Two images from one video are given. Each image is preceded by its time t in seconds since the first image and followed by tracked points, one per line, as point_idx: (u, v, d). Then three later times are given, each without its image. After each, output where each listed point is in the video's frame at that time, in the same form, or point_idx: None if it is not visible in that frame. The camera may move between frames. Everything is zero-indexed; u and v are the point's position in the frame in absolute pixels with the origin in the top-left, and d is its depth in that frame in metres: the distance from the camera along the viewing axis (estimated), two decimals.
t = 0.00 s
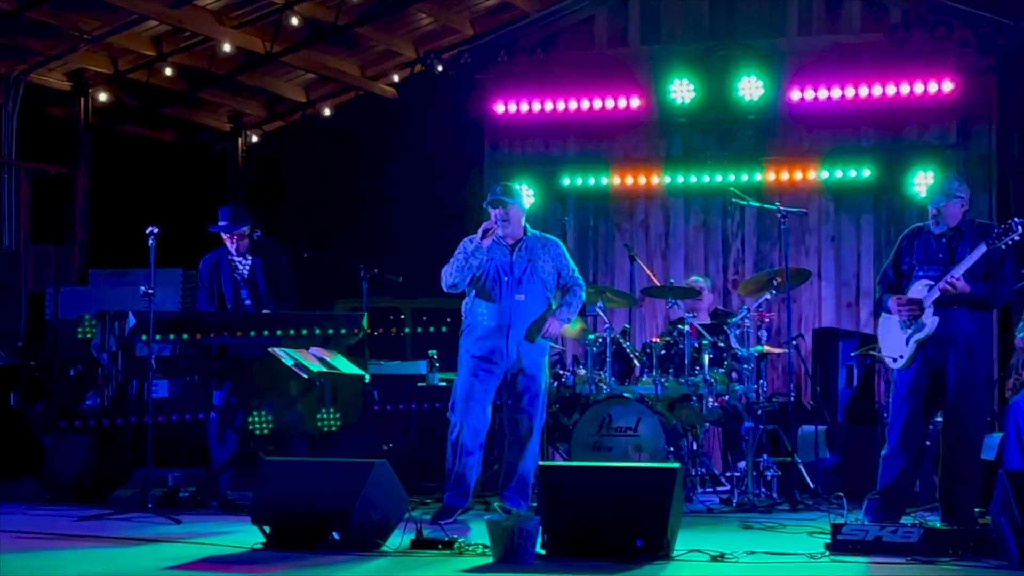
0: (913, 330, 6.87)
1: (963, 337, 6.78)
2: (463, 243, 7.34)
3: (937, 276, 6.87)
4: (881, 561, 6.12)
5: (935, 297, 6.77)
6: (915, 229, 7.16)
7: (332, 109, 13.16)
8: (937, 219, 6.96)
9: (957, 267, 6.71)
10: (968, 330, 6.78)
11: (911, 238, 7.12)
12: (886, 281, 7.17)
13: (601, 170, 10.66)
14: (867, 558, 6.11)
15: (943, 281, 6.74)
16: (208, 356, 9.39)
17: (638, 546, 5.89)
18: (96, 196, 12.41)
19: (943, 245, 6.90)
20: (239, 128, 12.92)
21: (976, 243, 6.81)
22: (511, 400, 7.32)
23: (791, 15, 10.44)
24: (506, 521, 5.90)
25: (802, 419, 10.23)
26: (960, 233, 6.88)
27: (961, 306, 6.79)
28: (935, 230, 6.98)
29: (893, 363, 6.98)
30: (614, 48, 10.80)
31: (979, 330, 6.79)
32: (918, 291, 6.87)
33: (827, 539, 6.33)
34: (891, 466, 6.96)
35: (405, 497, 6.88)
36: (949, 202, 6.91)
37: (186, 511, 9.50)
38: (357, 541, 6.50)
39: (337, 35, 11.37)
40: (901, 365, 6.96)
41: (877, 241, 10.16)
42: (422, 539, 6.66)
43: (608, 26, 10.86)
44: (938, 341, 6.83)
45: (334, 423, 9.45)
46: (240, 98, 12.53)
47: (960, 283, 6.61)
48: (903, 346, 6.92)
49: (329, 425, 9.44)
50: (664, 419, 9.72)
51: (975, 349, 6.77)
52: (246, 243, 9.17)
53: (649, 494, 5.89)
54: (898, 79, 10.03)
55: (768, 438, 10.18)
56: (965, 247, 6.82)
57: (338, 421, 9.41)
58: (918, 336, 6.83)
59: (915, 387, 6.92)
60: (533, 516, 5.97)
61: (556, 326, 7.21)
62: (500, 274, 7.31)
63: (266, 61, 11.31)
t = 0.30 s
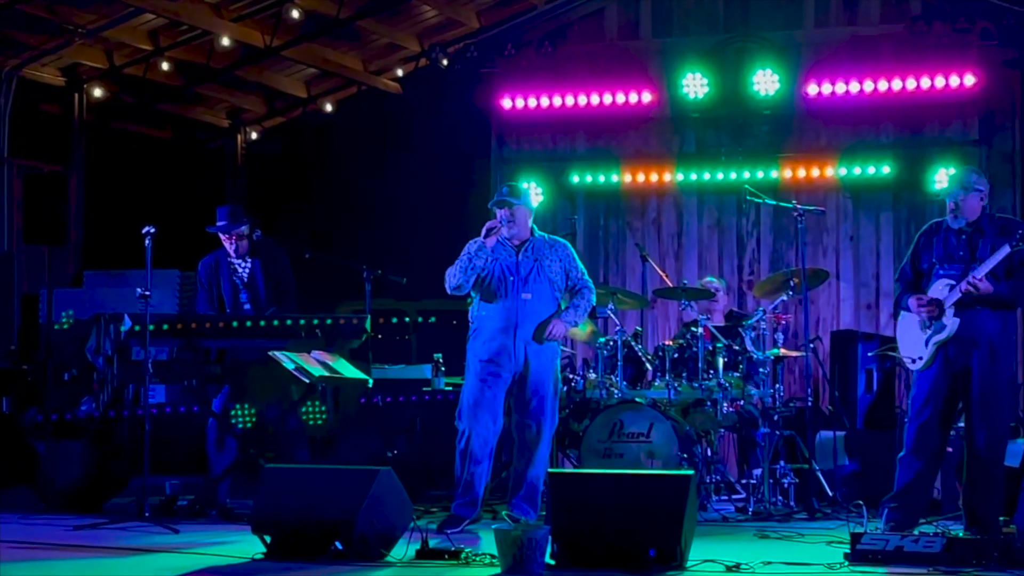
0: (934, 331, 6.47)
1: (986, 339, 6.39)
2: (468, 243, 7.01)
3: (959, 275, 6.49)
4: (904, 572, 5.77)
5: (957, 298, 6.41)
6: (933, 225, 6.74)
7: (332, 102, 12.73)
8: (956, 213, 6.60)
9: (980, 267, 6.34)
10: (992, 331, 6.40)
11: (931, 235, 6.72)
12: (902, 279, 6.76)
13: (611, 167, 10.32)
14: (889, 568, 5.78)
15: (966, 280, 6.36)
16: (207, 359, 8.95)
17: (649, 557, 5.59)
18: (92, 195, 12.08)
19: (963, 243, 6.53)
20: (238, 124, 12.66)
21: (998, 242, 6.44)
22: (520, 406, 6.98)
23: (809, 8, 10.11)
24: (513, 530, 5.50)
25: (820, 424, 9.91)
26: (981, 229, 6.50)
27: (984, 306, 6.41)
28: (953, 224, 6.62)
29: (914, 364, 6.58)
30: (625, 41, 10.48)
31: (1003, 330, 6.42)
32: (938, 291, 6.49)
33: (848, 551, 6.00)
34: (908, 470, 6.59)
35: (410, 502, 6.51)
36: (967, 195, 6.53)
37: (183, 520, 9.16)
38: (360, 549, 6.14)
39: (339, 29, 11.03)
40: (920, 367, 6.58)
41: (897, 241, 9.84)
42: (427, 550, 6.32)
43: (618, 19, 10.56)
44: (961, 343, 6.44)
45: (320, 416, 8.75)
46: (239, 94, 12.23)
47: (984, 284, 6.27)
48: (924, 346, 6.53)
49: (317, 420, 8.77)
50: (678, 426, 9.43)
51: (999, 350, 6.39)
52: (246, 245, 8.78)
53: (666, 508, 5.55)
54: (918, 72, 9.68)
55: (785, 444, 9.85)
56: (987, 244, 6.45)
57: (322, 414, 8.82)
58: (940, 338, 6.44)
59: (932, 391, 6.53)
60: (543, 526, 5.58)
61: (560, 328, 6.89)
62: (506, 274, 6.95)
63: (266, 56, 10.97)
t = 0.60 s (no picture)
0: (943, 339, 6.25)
1: (996, 343, 6.18)
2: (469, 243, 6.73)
3: (965, 279, 6.28)
4: None
5: (964, 302, 6.19)
6: (931, 228, 6.53)
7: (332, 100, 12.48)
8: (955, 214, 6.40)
9: (986, 270, 6.14)
10: (1001, 334, 6.19)
11: (932, 239, 6.50)
12: (904, 286, 6.53)
13: (620, 166, 10.08)
14: None
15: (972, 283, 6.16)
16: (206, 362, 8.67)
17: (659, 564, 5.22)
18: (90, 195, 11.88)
19: (966, 244, 6.32)
20: (239, 123, 12.58)
21: (1003, 244, 6.23)
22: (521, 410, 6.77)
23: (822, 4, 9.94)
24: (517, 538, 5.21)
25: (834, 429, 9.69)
26: (981, 230, 6.30)
27: (992, 308, 6.20)
28: (952, 226, 6.42)
29: (921, 373, 6.35)
30: (634, 38, 10.31)
31: (1011, 333, 6.21)
32: (943, 296, 6.27)
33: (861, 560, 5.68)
34: (923, 480, 6.37)
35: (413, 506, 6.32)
36: (965, 195, 6.33)
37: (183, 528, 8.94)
38: (363, 557, 5.88)
39: (342, 26, 10.82)
40: (930, 376, 6.33)
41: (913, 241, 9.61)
42: (433, 558, 6.09)
43: (627, 15, 10.41)
44: (974, 348, 6.20)
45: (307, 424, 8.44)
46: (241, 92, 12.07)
47: (994, 286, 6.06)
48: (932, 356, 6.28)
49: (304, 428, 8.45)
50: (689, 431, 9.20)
51: (1010, 355, 6.18)
52: (248, 246, 8.56)
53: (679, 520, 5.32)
54: (933, 69, 9.42)
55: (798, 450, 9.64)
56: (989, 245, 6.26)
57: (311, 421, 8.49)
58: (951, 344, 6.22)
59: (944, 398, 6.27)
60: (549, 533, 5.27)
61: (565, 332, 6.58)
62: (508, 278, 6.75)
63: (267, 53, 10.76)
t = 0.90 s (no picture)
0: (950, 345, 5.96)
1: (1005, 350, 5.94)
2: (460, 249, 6.48)
3: (967, 283, 6.01)
4: None
5: (969, 307, 5.90)
6: (919, 231, 6.25)
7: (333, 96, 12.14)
8: (948, 216, 6.14)
9: (993, 274, 5.86)
10: (1009, 338, 5.94)
11: (922, 243, 6.21)
12: (900, 292, 6.22)
13: (630, 165, 9.74)
14: None
15: (978, 288, 5.89)
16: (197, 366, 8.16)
17: None
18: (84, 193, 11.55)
19: (965, 246, 6.06)
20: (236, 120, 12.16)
21: (1002, 241, 6.04)
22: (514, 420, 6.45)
23: None
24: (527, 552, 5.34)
25: (851, 436, 9.37)
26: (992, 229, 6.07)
27: (998, 310, 5.94)
28: (944, 227, 6.16)
29: (931, 384, 6.03)
30: (645, 32, 10.03)
31: (1019, 337, 5.97)
32: (944, 301, 5.99)
33: None
34: (940, 496, 6.03)
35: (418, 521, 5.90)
36: (957, 195, 6.10)
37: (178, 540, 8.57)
38: None
39: (343, 19, 10.48)
40: (939, 385, 6.02)
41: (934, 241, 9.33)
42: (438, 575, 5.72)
43: (638, 9, 10.13)
44: (994, 355, 5.93)
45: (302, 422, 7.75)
46: (236, 88, 11.58)
47: (1002, 290, 5.77)
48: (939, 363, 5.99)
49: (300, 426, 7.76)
50: (702, 439, 8.86)
51: (1021, 360, 5.94)
52: (244, 248, 8.23)
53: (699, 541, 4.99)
54: (956, 63, 9.09)
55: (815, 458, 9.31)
56: (988, 244, 6.05)
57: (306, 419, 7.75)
58: (961, 350, 5.92)
59: (956, 410, 5.96)
60: (559, 545, 5.39)
61: (546, 337, 6.28)
62: (497, 283, 6.49)
63: (265, 48, 10.41)
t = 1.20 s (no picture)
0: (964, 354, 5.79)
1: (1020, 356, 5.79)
2: (434, 263, 6.51)
3: (976, 288, 5.85)
4: None
5: (981, 314, 5.75)
6: (915, 237, 6.05)
7: (337, 95, 11.76)
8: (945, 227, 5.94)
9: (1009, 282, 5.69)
10: (1021, 339, 5.80)
11: (921, 252, 6.03)
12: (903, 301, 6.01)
13: (640, 162, 9.55)
14: None
15: (991, 297, 5.71)
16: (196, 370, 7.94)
17: None
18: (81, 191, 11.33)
19: (970, 253, 5.89)
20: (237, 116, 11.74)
21: (1003, 240, 5.90)
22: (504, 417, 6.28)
23: None
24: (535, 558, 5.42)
25: (867, 440, 9.15)
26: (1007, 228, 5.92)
27: (1010, 312, 5.78)
28: (945, 238, 5.95)
29: (944, 392, 5.86)
30: (654, 25, 9.78)
31: None
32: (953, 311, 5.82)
33: None
34: (958, 500, 5.88)
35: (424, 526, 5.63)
36: (956, 210, 5.87)
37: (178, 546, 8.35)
38: None
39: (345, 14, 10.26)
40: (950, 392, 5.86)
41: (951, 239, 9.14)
42: None
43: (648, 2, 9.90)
44: (1014, 356, 5.77)
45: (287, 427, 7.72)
46: (238, 85, 11.33)
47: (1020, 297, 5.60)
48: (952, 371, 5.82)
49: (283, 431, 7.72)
50: (714, 442, 8.65)
51: None
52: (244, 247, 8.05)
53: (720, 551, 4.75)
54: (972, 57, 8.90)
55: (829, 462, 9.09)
56: (989, 245, 5.90)
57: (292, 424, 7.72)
58: (977, 357, 5.77)
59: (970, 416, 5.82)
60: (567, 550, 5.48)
61: (518, 325, 6.13)
62: (471, 286, 6.33)
63: (266, 44, 10.18)
